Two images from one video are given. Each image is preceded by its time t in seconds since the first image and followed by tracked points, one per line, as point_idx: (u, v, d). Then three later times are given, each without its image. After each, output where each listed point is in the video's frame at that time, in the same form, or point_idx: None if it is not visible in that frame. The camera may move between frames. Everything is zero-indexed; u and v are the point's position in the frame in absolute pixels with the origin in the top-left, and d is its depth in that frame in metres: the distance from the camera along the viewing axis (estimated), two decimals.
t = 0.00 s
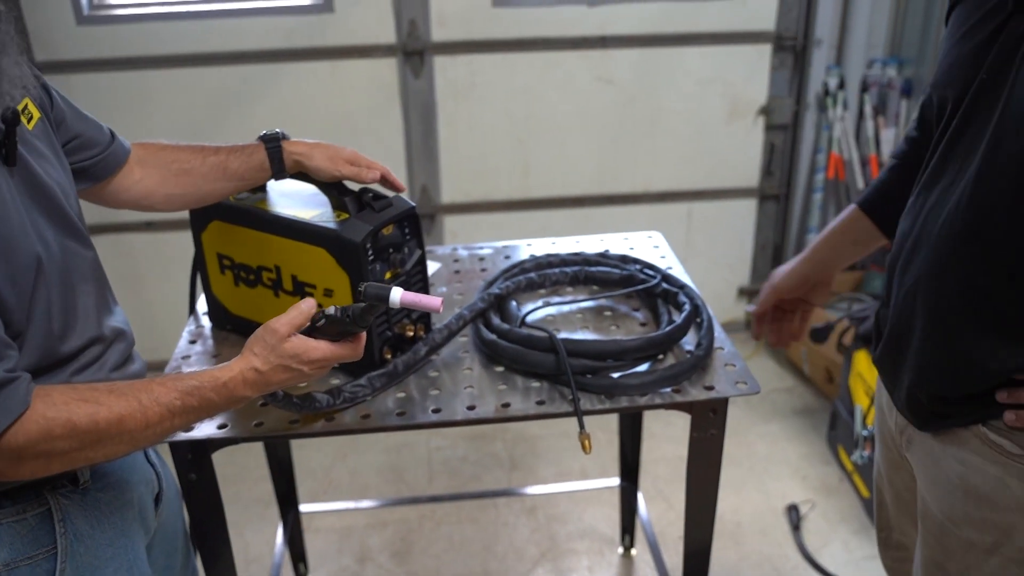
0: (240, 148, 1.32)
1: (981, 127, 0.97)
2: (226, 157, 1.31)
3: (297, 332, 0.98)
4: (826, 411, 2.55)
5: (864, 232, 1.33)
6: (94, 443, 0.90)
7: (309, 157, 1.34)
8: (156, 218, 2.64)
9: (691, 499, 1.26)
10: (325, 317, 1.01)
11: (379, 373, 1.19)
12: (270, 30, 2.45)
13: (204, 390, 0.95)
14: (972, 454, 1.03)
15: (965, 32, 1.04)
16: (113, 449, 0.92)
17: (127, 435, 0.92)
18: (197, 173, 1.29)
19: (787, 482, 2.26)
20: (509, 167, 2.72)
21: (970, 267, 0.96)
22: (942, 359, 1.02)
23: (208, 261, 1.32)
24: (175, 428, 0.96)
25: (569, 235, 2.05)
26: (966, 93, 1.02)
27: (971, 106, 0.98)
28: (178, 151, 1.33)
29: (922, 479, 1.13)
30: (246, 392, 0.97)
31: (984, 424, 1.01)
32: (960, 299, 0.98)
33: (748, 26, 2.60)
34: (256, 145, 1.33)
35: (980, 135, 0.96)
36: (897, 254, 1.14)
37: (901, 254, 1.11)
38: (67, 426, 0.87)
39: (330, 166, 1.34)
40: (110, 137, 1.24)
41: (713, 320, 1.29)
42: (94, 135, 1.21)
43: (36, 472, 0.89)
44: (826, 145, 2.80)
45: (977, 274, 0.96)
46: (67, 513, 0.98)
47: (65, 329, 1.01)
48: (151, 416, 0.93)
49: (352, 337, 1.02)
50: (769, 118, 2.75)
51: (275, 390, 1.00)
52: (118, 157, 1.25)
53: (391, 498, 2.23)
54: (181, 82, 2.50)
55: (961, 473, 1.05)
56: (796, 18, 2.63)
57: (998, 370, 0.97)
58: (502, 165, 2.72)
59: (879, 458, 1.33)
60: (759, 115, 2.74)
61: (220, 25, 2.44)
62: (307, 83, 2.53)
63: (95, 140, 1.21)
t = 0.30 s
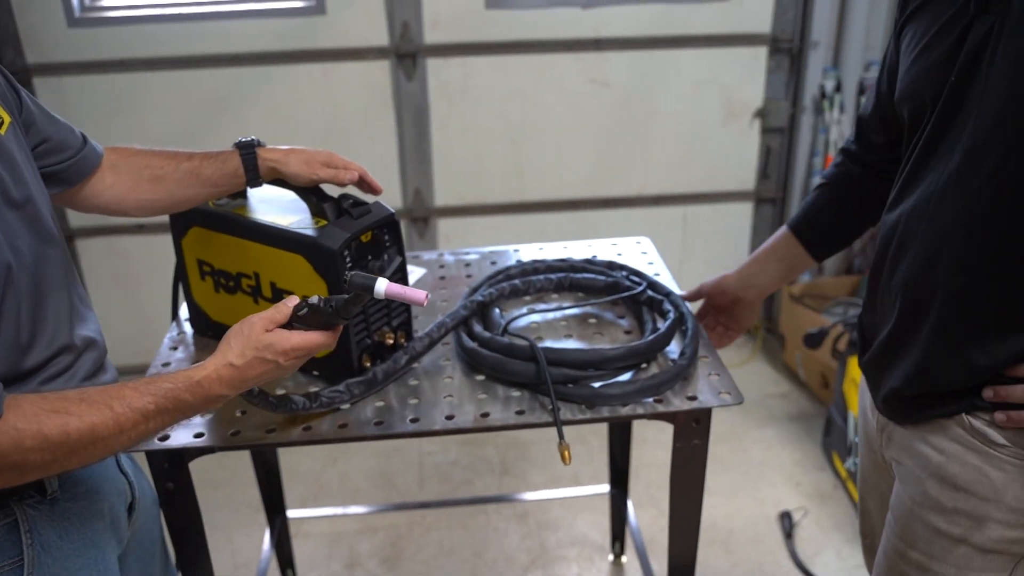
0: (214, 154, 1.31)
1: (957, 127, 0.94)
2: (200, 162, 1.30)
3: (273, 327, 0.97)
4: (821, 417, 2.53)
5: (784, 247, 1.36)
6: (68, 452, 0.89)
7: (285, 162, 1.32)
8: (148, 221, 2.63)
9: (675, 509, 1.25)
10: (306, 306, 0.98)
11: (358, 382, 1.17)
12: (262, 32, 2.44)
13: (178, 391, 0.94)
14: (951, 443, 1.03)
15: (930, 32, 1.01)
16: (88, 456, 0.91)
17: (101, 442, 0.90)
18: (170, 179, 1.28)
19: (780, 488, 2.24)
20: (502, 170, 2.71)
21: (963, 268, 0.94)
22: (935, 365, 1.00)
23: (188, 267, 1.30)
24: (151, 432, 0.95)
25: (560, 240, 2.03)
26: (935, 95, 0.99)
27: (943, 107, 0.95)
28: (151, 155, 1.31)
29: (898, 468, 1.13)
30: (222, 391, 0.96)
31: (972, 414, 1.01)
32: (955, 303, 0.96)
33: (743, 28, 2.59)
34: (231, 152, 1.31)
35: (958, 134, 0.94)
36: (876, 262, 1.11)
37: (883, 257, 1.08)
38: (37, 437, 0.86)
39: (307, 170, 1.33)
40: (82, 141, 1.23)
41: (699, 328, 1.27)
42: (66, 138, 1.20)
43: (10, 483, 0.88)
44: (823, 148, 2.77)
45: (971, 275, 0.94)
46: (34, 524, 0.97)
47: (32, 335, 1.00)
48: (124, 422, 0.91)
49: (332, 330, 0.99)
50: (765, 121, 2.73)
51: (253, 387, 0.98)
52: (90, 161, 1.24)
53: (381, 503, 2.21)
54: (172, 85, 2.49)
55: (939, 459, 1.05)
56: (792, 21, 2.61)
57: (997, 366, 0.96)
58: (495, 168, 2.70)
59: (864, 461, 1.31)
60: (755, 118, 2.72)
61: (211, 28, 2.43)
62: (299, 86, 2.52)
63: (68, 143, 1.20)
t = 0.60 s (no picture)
0: (196, 152, 1.31)
1: (936, 136, 0.91)
2: (183, 159, 1.30)
3: (253, 344, 0.96)
4: (823, 422, 2.50)
5: (752, 275, 1.28)
6: (40, 459, 0.88)
7: (267, 159, 1.32)
8: (148, 220, 2.62)
9: (667, 516, 1.23)
10: (287, 322, 0.97)
11: (344, 387, 1.16)
12: (261, 31, 2.43)
13: (154, 402, 0.93)
14: (957, 479, 1.00)
15: (894, 40, 0.98)
16: (62, 464, 0.90)
17: (74, 450, 0.90)
18: (154, 178, 1.29)
19: (780, 494, 2.22)
20: (502, 171, 2.69)
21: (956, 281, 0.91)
22: (932, 382, 0.96)
23: (177, 268, 1.29)
24: (126, 442, 0.94)
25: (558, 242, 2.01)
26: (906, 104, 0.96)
27: (918, 116, 0.92)
28: (132, 152, 1.31)
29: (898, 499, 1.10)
30: (199, 405, 0.94)
31: (974, 446, 0.99)
32: (949, 318, 0.92)
33: (746, 28, 2.56)
34: (214, 149, 1.32)
35: (935, 144, 0.91)
36: (858, 280, 1.07)
37: (865, 277, 1.05)
38: (9, 441, 0.86)
39: (288, 165, 1.33)
40: (65, 137, 1.23)
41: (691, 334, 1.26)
42: (48, 134, 1.19)
43: None
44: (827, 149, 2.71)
45: (966, 288, 0.91)
46: (10, 528, 0.99)
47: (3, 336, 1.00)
48: (99, 430, 0.91)
49: (313, 349, 0.97)
50: (768, 122, 2.71)
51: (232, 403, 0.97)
52: (74, 157, 1.23)
53: (377, 505, 2.20)
54: (171, 84, 2.48)
55: (943, 494, 1.02)
56: (796, 21, 2.58)
57: (1000, 377, 0.94)
58: (496, 168, 2.68)
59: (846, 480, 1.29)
60: (758, 120, 2.70)
61: (210, 27, 2.42)
62: (298, 85, 2.51)
63: (49, 139, 1.19)
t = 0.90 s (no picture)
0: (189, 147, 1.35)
1: (923, 145, 0.88)
2: (176, 152, 1.33)
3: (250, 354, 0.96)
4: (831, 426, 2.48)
5: (739, 290, 1.24)
6: (30, 447, 0.88)
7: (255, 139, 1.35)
8: (155, 219, 2.63)
9: (670, 523, 1.22)
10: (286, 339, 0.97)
11: (344, 389, 1.15)
12: (269, 31, 2.43)
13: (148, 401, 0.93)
14: (944, 509, 0.98)
15: (879, 45, 0.94)
16: (51, 456, 0.90)
17: (66, 440, 0.90)
18: (150, 172, 1.32)
19: (786, 499, 2.20)
20: (510, 171, 2.68)
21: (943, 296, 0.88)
22: (915, 402, 0.93)
23: (179, 269, 1.29)
24: (116, 438, 0.94)
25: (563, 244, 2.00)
26: (891, 113, 0.92)
27: (904, 124, 0.89)
28: (126, 150, 1.34)
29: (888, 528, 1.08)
30: (191, 405, 0.94)
31: (960, 476, 0.96)
32: (933, 333, 0.89)
33: (755, 30, 2.55)
34: (206, 145, 1.35)
35: (921, 153, 0.88)
36: (841, 294, 1.04)
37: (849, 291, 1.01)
38: (4, 427, 0.86)
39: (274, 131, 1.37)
40: (62, 139, 1.25)
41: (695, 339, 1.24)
42: (46, 135, 1.21)
43: None
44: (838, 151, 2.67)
45: (953, 304, 0.88)
46: (6, 531, 0.99)
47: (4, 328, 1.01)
48: (92, 422, 0.91)
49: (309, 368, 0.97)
50: (777, 124, 2.69)
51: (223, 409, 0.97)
52: (70, 158, 1.25)
53: (381, 506, 2.20)
54: (178, 83, 2.48)
55: (931, 524, 1.00)
56: (805, 22, 2.56)
57: (987, 400, 0.90)
58: (503, 169, 2.68)
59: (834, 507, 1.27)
60: (767, 121, 2.68)
61: (217, 26, 2.42)
62: (305, 84, 2.51)
63: (47, 139, 1.21)
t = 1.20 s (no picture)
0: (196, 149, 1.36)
1: (924, 155, 0.87)
2: (185, 153, 1.34)
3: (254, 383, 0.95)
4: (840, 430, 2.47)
5: (756, 295, 1.23)
6: (18, 464, 0.88)
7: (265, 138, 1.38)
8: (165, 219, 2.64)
9: (677, 527, 1.21)
10: (291, 378, 0.95)
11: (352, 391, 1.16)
12: (279, 32, 2.44)
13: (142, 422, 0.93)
14: (936, 530, 0.98)
15: (886, 50, 0.93)
16: (41, 472, 0.91)
17: (55, 458, 0.90)
18: (156, 172, 1.32)
19: (795, 503, 2.19)
20: (518, 173, 2.68)
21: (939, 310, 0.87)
22: (905, 415, 0.92)
23: (188, 270, 1.29)
24: (109, 456, 0.94)
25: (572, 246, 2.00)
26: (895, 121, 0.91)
27: (907, 132, 0.88)
28: (135, 152, 1.35)
29: (883, 547, 1.07)
30: (186, 425, 0.95)
31: (951, 497, 0.95)
32: (927, 347, 0.88)
33: (765, 31, 2.54)
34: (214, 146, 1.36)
35: (922, 163, 0.87)
36: (836, 303, 1.03)
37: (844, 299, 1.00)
38: None
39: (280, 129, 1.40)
40: (68, 143, 1.26)
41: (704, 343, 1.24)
42: (53, 139, 1.22)
43: None
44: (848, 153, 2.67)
45: (948, 319, 0.87)
46: (10, 534, 1.00)
47: (9, 333, 1.02)
48: (83, 441, 0.91)
49: (312, 402, 0.96)
50: (787, 126, 2.67)
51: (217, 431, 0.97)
52: (78, 162, 1.26)
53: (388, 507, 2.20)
54: (189, 84, 2.49)
55: (924, 544, 0.99)
56: (816, 24, 2.55)
57: (978, 421, 0.89)
58: (512, 170, 2.68)
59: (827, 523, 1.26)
60: (777, 124, 2.67)
61: (227, 27, 2.43)
62: (314, 85, 2.51)
63: (53, 145, 1.22)
